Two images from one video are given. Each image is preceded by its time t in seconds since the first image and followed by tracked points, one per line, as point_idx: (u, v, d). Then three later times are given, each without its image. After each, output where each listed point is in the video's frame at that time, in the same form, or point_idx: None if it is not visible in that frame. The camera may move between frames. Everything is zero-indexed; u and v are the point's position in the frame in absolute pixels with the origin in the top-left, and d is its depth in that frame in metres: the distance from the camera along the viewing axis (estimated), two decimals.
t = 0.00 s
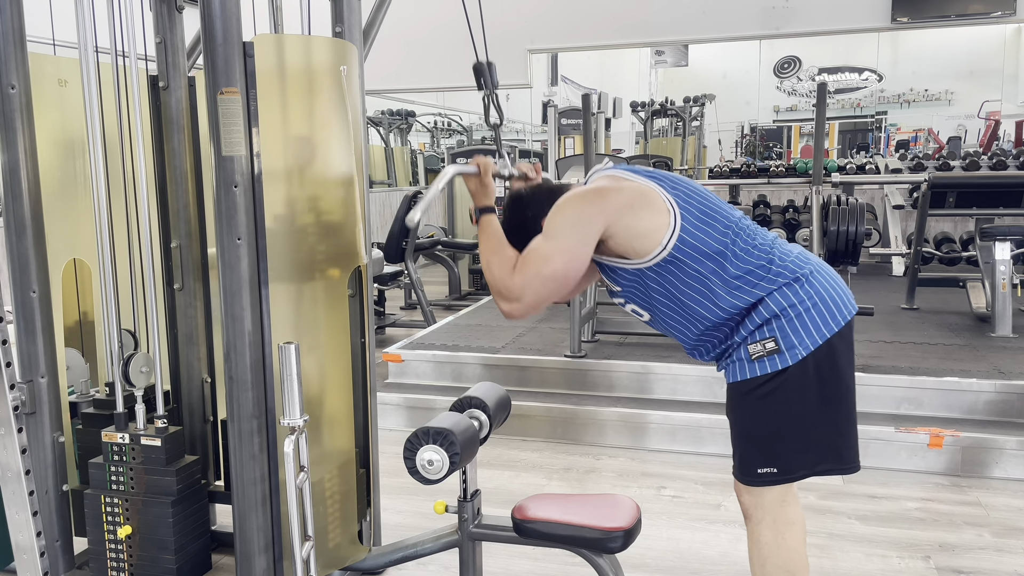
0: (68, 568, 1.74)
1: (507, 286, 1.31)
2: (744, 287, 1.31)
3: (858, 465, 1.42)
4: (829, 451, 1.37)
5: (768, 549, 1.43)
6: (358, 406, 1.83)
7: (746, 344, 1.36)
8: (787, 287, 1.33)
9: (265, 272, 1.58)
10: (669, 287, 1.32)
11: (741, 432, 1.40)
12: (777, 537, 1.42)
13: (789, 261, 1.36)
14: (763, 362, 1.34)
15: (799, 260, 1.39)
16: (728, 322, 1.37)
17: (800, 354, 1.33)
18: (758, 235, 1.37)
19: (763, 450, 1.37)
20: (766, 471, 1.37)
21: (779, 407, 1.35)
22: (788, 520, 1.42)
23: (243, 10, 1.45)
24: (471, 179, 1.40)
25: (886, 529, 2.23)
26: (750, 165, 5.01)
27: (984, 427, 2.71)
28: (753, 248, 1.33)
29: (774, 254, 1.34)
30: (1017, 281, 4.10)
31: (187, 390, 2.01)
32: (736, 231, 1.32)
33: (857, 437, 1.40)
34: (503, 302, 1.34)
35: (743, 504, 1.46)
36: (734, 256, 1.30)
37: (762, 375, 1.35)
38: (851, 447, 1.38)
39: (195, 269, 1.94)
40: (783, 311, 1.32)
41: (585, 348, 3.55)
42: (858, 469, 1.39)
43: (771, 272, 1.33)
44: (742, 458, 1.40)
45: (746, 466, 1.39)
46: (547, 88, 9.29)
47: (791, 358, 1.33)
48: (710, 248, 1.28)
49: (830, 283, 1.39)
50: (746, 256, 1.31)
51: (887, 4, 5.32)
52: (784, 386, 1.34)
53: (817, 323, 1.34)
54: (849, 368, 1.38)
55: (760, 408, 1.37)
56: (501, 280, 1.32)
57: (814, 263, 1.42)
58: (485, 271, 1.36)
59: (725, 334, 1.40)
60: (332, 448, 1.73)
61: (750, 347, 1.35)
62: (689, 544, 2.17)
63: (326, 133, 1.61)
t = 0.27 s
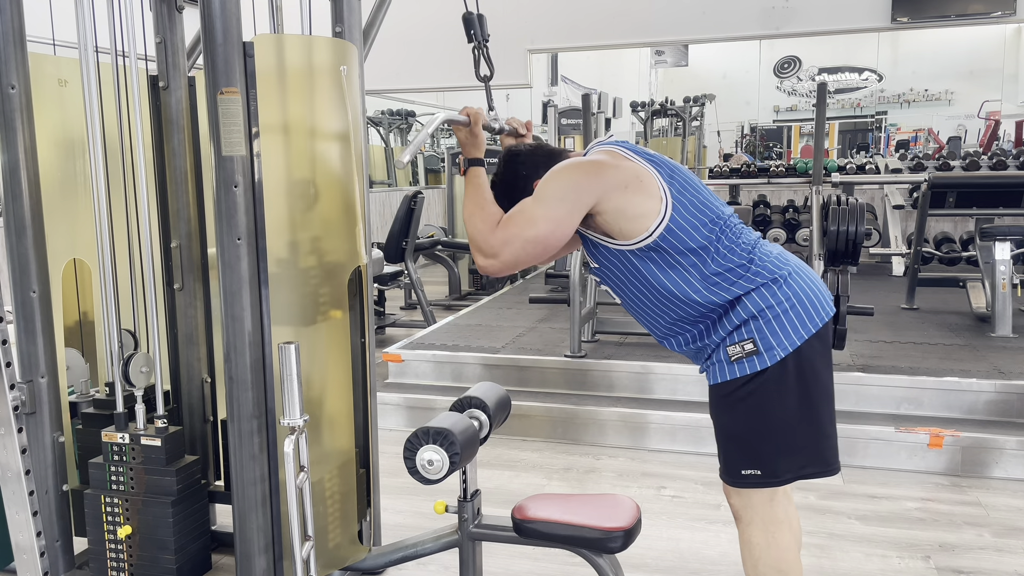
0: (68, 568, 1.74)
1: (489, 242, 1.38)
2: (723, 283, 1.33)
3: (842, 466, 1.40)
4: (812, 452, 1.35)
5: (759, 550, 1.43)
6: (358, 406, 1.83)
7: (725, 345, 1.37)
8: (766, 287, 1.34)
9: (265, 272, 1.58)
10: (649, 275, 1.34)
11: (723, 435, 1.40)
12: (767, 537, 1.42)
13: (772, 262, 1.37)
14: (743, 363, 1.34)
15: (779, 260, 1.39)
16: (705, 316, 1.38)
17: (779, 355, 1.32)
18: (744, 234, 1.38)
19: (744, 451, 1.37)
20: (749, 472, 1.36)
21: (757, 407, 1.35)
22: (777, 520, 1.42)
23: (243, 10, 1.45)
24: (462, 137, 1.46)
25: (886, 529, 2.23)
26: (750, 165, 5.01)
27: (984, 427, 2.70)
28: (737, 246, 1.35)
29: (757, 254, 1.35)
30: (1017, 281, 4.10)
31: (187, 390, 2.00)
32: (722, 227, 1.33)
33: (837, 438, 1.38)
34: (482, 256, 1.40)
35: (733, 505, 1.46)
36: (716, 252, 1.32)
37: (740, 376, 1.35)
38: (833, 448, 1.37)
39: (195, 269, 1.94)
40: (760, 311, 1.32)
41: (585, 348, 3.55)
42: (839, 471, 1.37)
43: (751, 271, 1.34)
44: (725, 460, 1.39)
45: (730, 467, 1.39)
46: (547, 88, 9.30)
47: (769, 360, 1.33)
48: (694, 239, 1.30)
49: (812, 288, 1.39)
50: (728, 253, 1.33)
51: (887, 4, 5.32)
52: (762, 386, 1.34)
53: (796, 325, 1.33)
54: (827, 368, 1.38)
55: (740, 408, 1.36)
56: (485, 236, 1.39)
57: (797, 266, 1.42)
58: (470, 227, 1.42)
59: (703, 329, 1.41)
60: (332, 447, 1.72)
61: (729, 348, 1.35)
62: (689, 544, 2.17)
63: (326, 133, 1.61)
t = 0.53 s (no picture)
0: (68, 568, 1.74)
1: (484, 261, 1.30)
2: (719, 286, 1.33)
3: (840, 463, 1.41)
4: (810, 449, 1.37)
5: (758, 549, 1.42)
6: (358, 406, 1.83)
7: (723, 344, 1.37)
8: (761, 286, 1.34)
9: (265, 272, 1.58)
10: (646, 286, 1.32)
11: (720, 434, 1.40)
12: (766, 536, 1.42)
13: (765, 261, 1.37)
14: (740, 362, 1.35)
15: (771, 259, 1.39)
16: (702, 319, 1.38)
17: (776, 354, 1.33)
18: (736, 235, 1.37)
19: (741, 449, 1.37)
20: (746, 470, 1.37)
21: (756, 405, 1.36)
22: (776, 519, 1.42)
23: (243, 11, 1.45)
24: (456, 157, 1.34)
25: (886, 529, 2.23)
26: (750, 165, 5.01)
27: (984, 427, 2.70)
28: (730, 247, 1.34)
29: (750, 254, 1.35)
30: (1017, 281, 4.10)
31: (187, 390, 2.01)
32: (714, 230, 1.32)
33: (835, 435, 1.39)
34: (480, 278, 1.32)
35: (731, 504, 1.47)
36: (711, 256, 1.31)
37: (737, 375, 1.36)
38: (832, 446, 1.38)
39: (195, 269, 1.94)
40: (757, 311, 1.33)
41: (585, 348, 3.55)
42: (837, 467, 1.38)
43: (745, 272, 1.33)
44: (721, 458, 1.40)
45: (726, 464, 1.40)
46: (547, 88, 9.30)
47: (766, 357, 1.33)
48: (689, 246, 1.28)
49: (805, 285, 1.39)
50: (723, 256, 1.32)
51: (887, 4, 5.32)
52: (760, 384, 1.35)
53: (792, 323, 1.34)
54: (825, 367, 1.39)
55: (737, 407, 1.37)
56: (479, 257, 1.31)
57: (790, 263, 1.42)
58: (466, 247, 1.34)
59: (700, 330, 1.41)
60: (332, 447, 1.73)
61: (725, 347, 1.36)
62: (689, 543, 2.17)
63: (326, 134, 1.61)
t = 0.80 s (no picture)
0: (68, 568, 1.74)
1: (516, 354, 1.28)
2: (744, 299, 1.31)
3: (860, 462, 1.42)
4: (831, 447, 1.38)
5: (765, 548, 1.42)
6: (358, 406, 1.83)
7: (751, 346, 1.36)
8: (786, 290, 1.32)
9: (264, 272, 1.58)
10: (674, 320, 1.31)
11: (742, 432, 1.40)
12: (775, 536, 1.42)
13: (786, 263, 1.36)
14: (767, 363, 1.34)
15: (792, 260, 1.38)
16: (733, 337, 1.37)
17: (804, 355, 1.33)
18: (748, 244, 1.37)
19: (764, 447, 1.38)
20: (766, 466, 1.38)
21: (781, 404, 1.36)
22: (785, 519, 1.42)
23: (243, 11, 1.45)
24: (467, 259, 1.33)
25: (886, 529, 2.23)
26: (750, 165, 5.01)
27: (984, 427, 2.70)
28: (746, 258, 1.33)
29: (768, 260, 1.34)
30: (1017, 281, 4.10)
31: (187, 390, 2.01)
32: (724, 246, 1.31)
33: (859, 433, 1.40)
34: (522, 372, 1.30)
35: (740, 503, 1.47)
36: (729, 273, 1.30)
37: (766, 375, 1.35)
38: (854, 445, 1.39)
39: (195, 269, 1.94)
40: (786, 313, 1.32)
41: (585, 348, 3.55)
42: (859, 465, 1.39)
43: (768, 278, 1.32)
44: (741, 454, 1.41)
45: (746, 462, 1.40)
46: (547, 88, 9.30)
47: (793, 359, 1.33)
48: (704, 272, 1.27)
49: (828, 281, 1.38)
50: (742, 269, 1.31)
51: (888, 4, 5.32)
52: (789, 385, 1.35)
53: (820, 323, 1.33)
54: (853, 366, 1.39)
55: (762, 407, 1.37)
56: (510, 352, 1.28)
57: (809, 261, 1.41)
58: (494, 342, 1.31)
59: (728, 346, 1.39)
60: (332, 447, 1.73)
61: (752, 348, 1.35)
62: (688, 543, 2.17)
63: (327, 135, 1.61)
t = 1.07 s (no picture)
0: (68, 568, 1.74)
1: (583, 447, 1.22)
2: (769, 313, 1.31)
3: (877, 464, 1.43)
4: (850, 449, 1.38)
5: (773, 548, 1.43)
6: (358, 406, 1.83)
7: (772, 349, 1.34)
8: (808, 294, 1.32)
9: (264, 272, 1.58)
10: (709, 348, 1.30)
11: (760, 433, 1.39)
12: (784, 537, 1.43)
13: (802, 268, 1.35)
14: (790, 365, 1.33)
15: (813, 264, 1.38)
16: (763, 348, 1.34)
17: (827, 357, 1.33)
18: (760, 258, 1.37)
19: (782, 448, 1.38)
20: (784, 468, 1.38)
21: (801, 406, 1.35)
22: (794, 521, 1.43)
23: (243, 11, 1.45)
24: (509, 367, 1.30)
25: (886, 529, 2.23)
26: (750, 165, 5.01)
27: (984, 427, 2.70)
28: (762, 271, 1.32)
29: (783, 268, 1.34)
30: (1017, 281, 4.10)
31: (187, 390, 2.01)
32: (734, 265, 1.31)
33: (878, 435, 1.40)
34: (597, 461, 1.23)
35: (751, 503, 1.47)
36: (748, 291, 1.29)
37: (786, 378, 1.34)
38: (872, 447, 1.39)
39: (195, 269, 1.94)
40: (812, 315, 1.31)
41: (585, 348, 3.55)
42: (877, 467, 1.39)
43: (788, 285, 1.32)
44: (759, 456, 1.40)
45: (764, 463, 1.40)
46: (547, 88, 9.30)
47: (816, 362, 1.32)
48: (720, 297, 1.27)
49: (843, 279, 1.38)
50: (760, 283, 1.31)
51: (888, 4, 5.32)
52: (810, 387, 1.34)
53: (843, 325, 1.33)
54: (874, 368, 1.38)
55: (782, 409, 1.36)
56: (576, 447, 1.23)
57: (825, 263, 1.41)
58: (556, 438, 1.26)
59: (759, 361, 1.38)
60: (332, 447, 1.72)
61: (774, 350, 1.33)
62: (689, 543, 2.17)
63: (327, 136, 1.61)
